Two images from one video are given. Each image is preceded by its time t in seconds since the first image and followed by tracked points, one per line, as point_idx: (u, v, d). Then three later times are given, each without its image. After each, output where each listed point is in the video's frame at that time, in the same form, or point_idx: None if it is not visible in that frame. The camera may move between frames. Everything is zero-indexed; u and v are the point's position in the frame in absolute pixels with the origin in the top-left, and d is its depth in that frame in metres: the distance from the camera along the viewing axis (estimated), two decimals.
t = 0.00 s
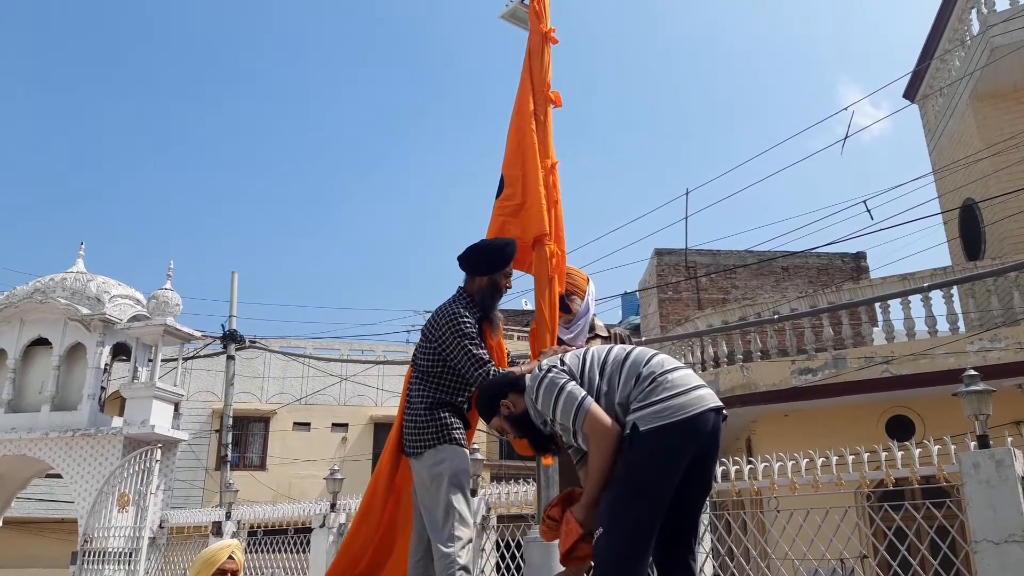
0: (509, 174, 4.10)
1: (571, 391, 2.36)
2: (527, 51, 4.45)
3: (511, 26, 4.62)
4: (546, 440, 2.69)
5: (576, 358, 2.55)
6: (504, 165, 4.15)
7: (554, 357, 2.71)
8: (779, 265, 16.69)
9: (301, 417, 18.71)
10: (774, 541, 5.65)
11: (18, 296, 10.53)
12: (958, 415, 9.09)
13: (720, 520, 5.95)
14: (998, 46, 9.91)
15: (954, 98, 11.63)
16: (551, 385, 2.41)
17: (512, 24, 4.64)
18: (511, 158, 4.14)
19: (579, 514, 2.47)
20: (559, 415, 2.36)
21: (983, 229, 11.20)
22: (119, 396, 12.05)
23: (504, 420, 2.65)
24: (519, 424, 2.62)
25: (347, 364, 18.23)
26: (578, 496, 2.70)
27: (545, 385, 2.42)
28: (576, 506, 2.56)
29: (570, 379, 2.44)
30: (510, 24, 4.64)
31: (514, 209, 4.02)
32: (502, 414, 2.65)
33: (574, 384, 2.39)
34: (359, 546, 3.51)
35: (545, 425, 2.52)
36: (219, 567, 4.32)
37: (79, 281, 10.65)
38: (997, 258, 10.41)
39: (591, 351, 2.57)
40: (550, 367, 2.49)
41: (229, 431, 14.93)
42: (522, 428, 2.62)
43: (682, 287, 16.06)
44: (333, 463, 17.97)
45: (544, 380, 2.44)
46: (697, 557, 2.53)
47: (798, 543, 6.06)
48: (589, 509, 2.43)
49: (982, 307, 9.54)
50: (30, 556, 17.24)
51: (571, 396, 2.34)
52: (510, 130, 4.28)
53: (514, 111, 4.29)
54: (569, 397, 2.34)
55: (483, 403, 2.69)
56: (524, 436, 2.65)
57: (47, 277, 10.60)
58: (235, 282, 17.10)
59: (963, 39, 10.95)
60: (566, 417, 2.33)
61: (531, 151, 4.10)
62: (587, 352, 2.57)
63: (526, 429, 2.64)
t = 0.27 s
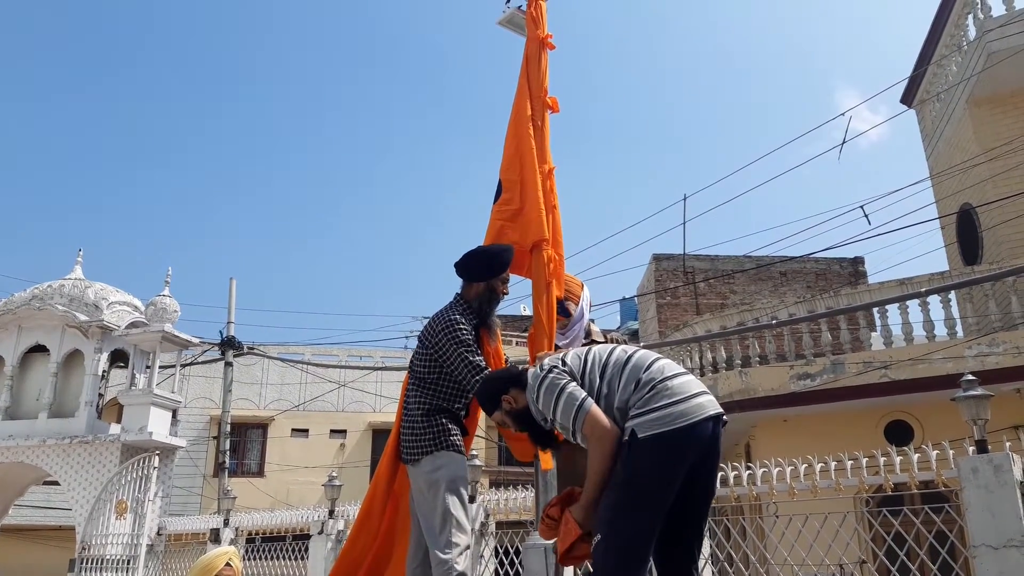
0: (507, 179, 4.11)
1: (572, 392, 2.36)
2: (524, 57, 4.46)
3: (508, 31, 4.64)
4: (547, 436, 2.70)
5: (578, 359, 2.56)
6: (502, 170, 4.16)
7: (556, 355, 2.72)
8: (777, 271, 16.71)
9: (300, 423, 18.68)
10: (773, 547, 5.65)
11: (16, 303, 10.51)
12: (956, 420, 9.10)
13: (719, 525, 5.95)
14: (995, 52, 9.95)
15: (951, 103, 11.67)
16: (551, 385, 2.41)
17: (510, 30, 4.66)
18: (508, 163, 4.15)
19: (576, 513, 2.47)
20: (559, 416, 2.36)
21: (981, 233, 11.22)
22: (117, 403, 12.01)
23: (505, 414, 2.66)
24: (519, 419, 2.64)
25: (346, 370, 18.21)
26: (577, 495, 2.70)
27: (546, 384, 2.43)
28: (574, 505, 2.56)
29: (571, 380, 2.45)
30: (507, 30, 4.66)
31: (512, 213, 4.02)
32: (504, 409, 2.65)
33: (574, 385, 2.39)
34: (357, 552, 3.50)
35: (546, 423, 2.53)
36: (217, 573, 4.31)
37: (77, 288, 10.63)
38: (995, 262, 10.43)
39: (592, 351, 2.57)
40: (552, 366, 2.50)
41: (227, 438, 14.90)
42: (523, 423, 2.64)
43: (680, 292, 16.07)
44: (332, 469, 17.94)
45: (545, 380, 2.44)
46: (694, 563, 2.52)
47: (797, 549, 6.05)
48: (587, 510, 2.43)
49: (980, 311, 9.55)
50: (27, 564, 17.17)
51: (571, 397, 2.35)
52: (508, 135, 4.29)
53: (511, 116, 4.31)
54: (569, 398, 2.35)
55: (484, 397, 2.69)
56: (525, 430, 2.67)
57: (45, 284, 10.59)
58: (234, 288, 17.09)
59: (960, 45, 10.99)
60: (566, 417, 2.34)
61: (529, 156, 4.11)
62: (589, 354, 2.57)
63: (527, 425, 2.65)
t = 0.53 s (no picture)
0: (506, 188, 4.13)
1: (573, 397, 2.37)
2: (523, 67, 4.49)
3: (507, 42, 4.67)
4: (549, 438, 2.72)
5: (581, 365, 2.56)
6: (501, 179, 4.17)
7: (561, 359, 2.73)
8: (777, 279, 16.73)
9: (299, 433, 18.64)
10: (774, 557, 5.64)
11: (16, 314, 10.51)
12: (957, 428, 9.09)
13: (721, 535, 5.94)
14: (992, 61, 10.00)
15: (949, 112, 11.71)
16: (554, 389, 2.42)
17: (509, 41, 4.69)
18: (508, 172, 4.17)
19: (575, 517, 2.48)
20: (560, 421, 2.37)
21: (980, 242, 11.24)
22: (117, 414, 11.99)
23: (508, 416, 2.67)
24: (523, 421, 2.65)
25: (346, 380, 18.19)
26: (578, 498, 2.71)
27: (549, 389, 2.44)
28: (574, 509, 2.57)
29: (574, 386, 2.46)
30: (506, 40, 4.68)
31: (512, 222, 4.03)
32: (506, 411, 2.67)
33: (576, 391, 2.40)
34: (356, 565, 3.48)
35: (548, 426, 2.55)
36: None
37: (77, 299, 10.63)
38: (994, 271, 10.44)
39: (595, 357, 2.58)
40: (555, 371, 2.51)
41: (226, 448, 14.87)
42: (527, 424, 2.65)
43: (681, 301, 16.09)
44: (332, 479, 17.89)
45: (548, 384, 2.45)
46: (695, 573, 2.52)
47: (798, 559, 6.04)
48: (586, 514, 2.44)
49: (980, 320, 9.55)
50: None
51: (573, 402, 2.36)
52: (507, 144, 4.31)
53: (511, 126, 4.33)
54: (570, 404, 2.36)
55: (488, 397, 2.71)
56: (528, 431, 2.69)
57: (45, 294, 10.59)
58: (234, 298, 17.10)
59: (957, 54, 11.04)
60: (567, 423, 2.35)
61: (529, 166, 4.13)
62: (592, 359, 2.58)
63: (530, 426, 2.67)
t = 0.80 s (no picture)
0: (508, 192, 4.13)
1: (574, 399, 2.38)
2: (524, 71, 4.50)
3: (508, 46, 4.68)
4: (552, 438, 2.72)
5: (583, 367, 2.57)
6: (502, 184, 4.18)
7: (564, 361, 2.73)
8: (778, 284, 16.71)
9: (301, 438, 18.63)
10: (776, 561, 5.63)
11: (18, 319, 10.52)
12: (958, 433, 9.08)
13: (723, 540, 5.93)
14: (992, 65, 10.00)
15: (950, 116, 11.72)
16: (556, 391, 2.43)
17: (510, 46, 4.70)
18: (509, 177, 4.18)
19: (577, 520, 2.48)
20: (561, 422, 2.38)
21: (981, 246, 11.24)
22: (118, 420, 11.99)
23: (512, 416, 2.68)
24: (526, 421, 2.66)
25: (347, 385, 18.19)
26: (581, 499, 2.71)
27: (551, 390, 2.45)
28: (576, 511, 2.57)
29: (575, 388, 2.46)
30: (507, 46, 4.69)
31: (513, 226, 4.04)
32: (510, 411, 2.68)
33: (578, 393, 2.41)
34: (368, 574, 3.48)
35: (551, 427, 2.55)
36: None
37: (79, 304, 10.64)
38: (996, 275, 10.44)
39: (597, 359, 2.58)
40: (557, 373, 2.51)
41: (227, 453, 14.86)
42: (530, 424, 2.66)
43: (682, 305, 16.09)
44: (333, 484, 17.88)
45: (551, 386, 2.46)
46: None
47: (800, 564, 6.04)
48: (588, 517, 2.44)
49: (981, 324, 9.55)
50: None
51: (575, 404, 2.36)
52: (508, 149, 4.31)
53: (512, 130, 4.34)
54: (571, 406, 2.36)
55: (492, 396, 2.71)
56: (531, 431, 2.70)
57: (47, 299, 10.60)
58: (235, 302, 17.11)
59: (958, 58, 11.05)
60: (568, 425, 2.36)
61: (530, 170, 4.13)
62: (595, 361, 2.57)
63: (533, 426, 2.68)
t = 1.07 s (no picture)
0: (507, 202, 4.15)
1: (571, 410, 2.38)
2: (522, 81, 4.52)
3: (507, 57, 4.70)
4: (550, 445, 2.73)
5: (579, 376, 2.56)
6: (502, 193, 4.20)
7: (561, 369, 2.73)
8: (777, 293, 16.73)
9: (299, 448, 18.58)
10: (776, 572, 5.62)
11: (16, 328, 10.51)
12: (957, 442, 9.08)
13: (722, 550, 5.92)
14: (989, 75, 10.06)
15: (947, 126, 11.77)
16: (552, 402, 2.43)
17: (509, 56, 4.72)
18: (508, 186, 4.19)
19: (578, 530, 2.47)
20: (559, 433, 2.39)
21: (979, 256, 11.26)
22: (117, 430, 11.95)
23: (510, 424, 2.69)
24: (524, 429, 2.67)
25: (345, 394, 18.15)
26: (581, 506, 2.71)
27: (548, 401, 2.45)
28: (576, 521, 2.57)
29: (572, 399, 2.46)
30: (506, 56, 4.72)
31: (513, 235, 4.05)
32: (507, 419, 2.68)
33: (575, 404, 2.41)
34: None
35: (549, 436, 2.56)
36: None
37: (77, 313, 10.63)
38: (994, 284, 10.46)
39: (593, 368, 2.58)
40: (554, 384, 2.51)
41: (225, 463, 14.82)
42: (527, 432, 2.67)
43: (681, 314, 16.09)
44: (331, 495, 17.82)
45: (547, 396, 2.46)
46: None
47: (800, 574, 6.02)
48: (589, 527, 2.44)
49: (980, 333, 9.56)
50: None
51: (572, 415, 2.37)
52: (507, 159, 4.33)
53: (511, 140, 4.36)
54: (568, 417, 2.37)
55: (488, 405, 2.72)
56: (529, 439, 2.70)
57: (46, 309, 10.59)
58: (234, 312, 17.10)
59: (955, 68, 11.11)
60: (566, 437, 2.36)
61: (529, 179, 4.15)
62: (590, 370, 2.58)
63: (532, 435, 2.69)
